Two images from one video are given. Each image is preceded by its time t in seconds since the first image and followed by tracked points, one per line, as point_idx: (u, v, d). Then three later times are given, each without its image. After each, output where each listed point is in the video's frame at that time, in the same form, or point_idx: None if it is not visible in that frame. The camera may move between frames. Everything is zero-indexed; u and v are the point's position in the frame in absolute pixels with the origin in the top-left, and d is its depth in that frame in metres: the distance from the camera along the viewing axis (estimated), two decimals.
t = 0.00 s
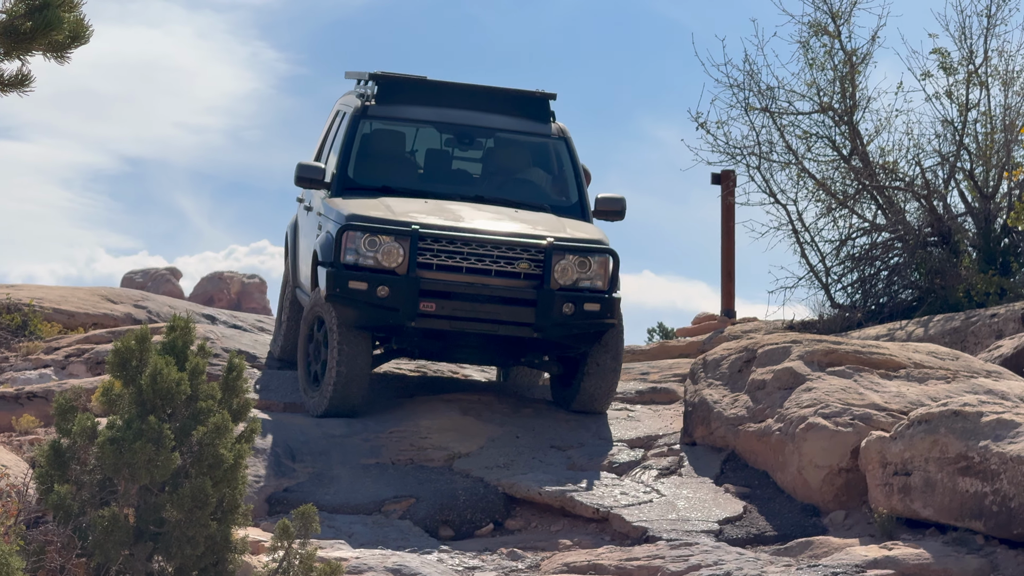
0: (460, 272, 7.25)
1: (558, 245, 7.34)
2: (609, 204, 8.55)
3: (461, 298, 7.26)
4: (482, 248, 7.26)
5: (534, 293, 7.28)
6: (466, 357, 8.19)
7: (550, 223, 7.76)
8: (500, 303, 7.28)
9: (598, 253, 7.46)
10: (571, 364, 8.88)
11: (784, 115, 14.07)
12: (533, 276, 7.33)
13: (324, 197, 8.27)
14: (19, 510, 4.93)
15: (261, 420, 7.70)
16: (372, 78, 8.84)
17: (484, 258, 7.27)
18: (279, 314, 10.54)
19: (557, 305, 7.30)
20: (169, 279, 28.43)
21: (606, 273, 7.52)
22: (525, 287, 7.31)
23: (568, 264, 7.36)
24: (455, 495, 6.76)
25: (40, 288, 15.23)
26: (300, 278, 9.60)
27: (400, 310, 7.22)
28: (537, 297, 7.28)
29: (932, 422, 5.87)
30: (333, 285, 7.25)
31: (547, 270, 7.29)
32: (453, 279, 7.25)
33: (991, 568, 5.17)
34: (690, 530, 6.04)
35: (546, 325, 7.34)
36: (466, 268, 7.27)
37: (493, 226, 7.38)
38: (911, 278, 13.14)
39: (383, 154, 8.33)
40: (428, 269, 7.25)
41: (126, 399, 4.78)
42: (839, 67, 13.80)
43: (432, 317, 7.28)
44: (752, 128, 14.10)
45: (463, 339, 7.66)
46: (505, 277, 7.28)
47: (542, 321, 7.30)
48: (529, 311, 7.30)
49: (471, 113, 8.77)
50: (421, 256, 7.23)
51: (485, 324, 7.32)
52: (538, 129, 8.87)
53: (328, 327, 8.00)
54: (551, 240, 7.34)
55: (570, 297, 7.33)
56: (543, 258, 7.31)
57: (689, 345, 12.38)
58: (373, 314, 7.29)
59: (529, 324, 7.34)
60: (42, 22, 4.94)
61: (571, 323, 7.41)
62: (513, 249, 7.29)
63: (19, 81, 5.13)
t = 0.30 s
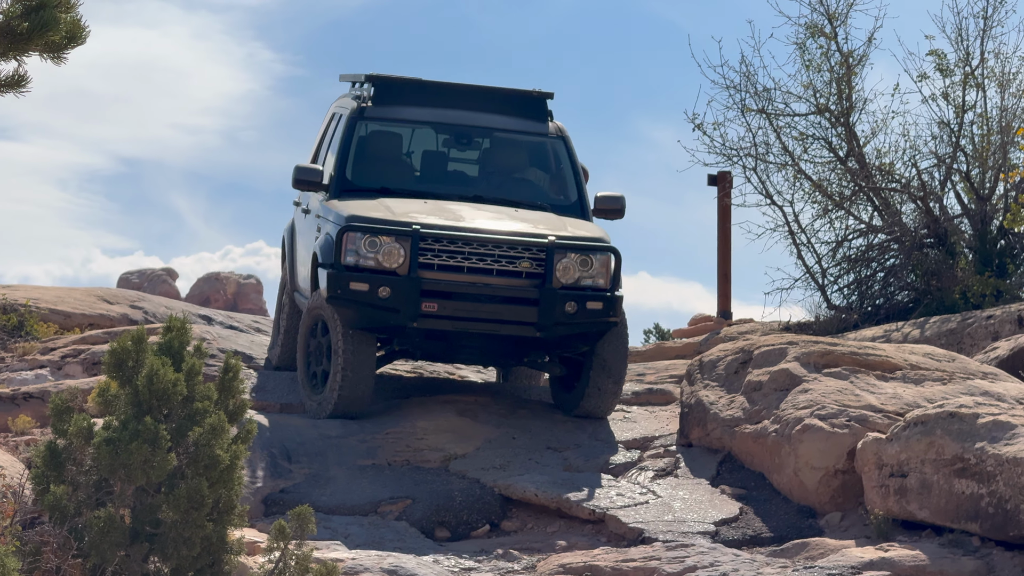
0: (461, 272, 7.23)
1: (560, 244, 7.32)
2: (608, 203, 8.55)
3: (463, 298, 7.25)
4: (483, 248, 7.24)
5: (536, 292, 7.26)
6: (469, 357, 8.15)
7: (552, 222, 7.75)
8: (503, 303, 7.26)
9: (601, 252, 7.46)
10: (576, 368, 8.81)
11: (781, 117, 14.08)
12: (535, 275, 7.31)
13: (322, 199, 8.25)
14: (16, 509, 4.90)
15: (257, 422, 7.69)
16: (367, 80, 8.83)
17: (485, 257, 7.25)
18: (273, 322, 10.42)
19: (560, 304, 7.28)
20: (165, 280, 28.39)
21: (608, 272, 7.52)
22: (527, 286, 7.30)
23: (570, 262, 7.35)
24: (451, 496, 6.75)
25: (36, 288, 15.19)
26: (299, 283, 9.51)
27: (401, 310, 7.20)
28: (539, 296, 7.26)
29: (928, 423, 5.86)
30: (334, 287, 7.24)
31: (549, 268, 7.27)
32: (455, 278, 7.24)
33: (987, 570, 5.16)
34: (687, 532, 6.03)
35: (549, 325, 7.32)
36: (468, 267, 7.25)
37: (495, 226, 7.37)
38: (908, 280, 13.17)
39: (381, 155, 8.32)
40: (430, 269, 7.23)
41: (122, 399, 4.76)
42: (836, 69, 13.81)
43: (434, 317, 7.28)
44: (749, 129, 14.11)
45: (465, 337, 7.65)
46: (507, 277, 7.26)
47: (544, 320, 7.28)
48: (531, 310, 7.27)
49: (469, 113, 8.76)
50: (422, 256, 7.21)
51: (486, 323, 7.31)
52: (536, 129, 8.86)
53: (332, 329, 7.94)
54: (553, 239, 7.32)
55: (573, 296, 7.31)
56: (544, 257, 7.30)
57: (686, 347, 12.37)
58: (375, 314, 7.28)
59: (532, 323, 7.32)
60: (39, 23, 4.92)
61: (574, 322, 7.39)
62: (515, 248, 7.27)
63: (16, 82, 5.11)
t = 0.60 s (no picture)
0: (473, 275, 7.19)
1: (573, 247, 7.31)
2: (616, 209, 8.49)
3: (475, 301, 7.19)
4: (495, 250, 7.21)
5: (549, 295, 7.23)
6: (480, 360, 8.08)
7: (563, 227, 7.72)
8: (516, 306, 7.21)
9: (612, 257, 7.43)
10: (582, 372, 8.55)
11: (778, 117, 14.09)
12: (547, 278, 7.30)
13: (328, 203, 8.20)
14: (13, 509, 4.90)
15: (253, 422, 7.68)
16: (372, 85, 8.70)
17: (497, 260, 7.22)
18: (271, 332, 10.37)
19: (573, 309, 7.26)
20: (161, 280, 28.35)
21: (619, 277, 7.49)
22: (538, 289, 7.27)
23: (582, 267, 7.32)
24: (447, 497, 6.74)
25: (33, 289, 15.17)
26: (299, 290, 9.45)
27: (413, 312, 7.14)
28: (551, 299, 7.23)
29: (925, 424, 5.87)
30: (344, 288, 7.18)
31: (561, 272, 7.26)
32: (466, 281, 7.19)
33: (983, 571, 5.16)
34: (683, 533, 6.03)
35: (561, 328, 7.28)
36: (480, 270, 7.21)
37: (506, 229, 7.33)
38: (905, 281, 13.14)
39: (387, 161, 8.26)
40: (441, 271, 7.18)
41: (118, 400, 4.75)
42: (832, 69, 13.82)
43: (446, 320, 7.20)
44: (746, 130, 14.12)
45: (478, 343, 7.56)
46: (518, 280, 7.23)
47: (557, 323, 7.25)
48: (543, 313, 7.24)
49: (476, 119, 8.69)
50: (434, 258, 7.17)
51: (500, 327, 7.24)
52: (543, 136, 8.80)
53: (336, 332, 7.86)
54: (566, 243, 7.30)
55: (585, 299, 7.29)
56: (557, 260, 7.28)
57: (683, 347, 12.37)
58: (386, 315, 7.22)
59: (543, 327, 7.28)
60: (35, 23, 4.91)
61: (586, 326, 7.36)
62: (527, 251, 7.25)
63: (12, 82, 5.09)
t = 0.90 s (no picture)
0: (483, 276, 7.05)
1: (583, 249, 7.17)
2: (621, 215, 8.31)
3: (485, 302, 7.06)
4: (505, 252, 7.05)
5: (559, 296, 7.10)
6: (487, 362, 7.95)
7: (570, 229, 7.58)
8: (526, 307, 7.09)
9: (621, 258, 7.31)
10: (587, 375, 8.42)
11: (774, 117, 14.11)
12: (556, 279, 7.17)
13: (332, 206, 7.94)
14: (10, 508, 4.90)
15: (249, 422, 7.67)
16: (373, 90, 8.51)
17: (507, 261, 7.07)
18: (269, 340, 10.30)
19: (582, 310, 7.15)
20: (158, 279, 28.31)
21: (629, 279, 7.35)
22: (548, 290, 7.14)
23: (591, 268, 7.20)
24: (444, 496, 6.74)
25: (29, 288, 15.14)
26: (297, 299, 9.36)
27: (422, 314, 6.99)
28: (561, 300, 7.11)
29: (921, 424, 5.88)
30: (353, 290, 7.03)
31: (571, 273, 7.12)
32: (476, 282, 7.05)
33: (979, 570, 5.17)
34: (679, 532, 6.03)
35: (570, 330, 7.18)
36: (489, 272, 7.07)
37: (514, 229, 7.16)
38: (901, 280, 13.16)
39: (393, 164, 8.03)
40: (451, 272, 7.03)
41: (115, 399, 4.73)
42: (829, 69, 13.83)
43: (455, 321, 7.06)
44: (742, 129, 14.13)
45: (485, 343, 7.41)
46: (528, 282, 7.09)
47: (566, 324, 7.14)
48: (553, 314, 7.13)
49: (480, 122, 8.49)
50: (444, 259, 7.01)
51: (510, 328, 7.11)
52: (548, 139, 8.61)
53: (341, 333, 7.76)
54: (576, 244, 7.16)
55: (596, 301, 7.17)
56: (567, 261, 7.14)
57: (679, 347, 12.38)
58: (396, 317, 7.07)
59: (553, 327, 7.16)
60: (32, 22, 4.90)
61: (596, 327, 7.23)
62: (536, 252, 7.10)
63: (9, 82, 5.08)
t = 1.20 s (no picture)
0: (487, 278, 7.01)
1: (586, 249, 7.14)
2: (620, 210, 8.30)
3: (489, 305, 7.01)
4: (508, 253, 7.02)
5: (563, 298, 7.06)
6: (490, 364, 7.86)
7: (573, 228, 7.55)
8: (531, 310, 7.05)
9: (625, 258, 7.29)
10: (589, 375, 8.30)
11: (771, 114, 14.10)
12: (560, 281, 7.14)
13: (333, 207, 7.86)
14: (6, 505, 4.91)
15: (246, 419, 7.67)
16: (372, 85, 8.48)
17: (510, 263, 7.04)
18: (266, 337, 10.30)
19: (587, 312, 7.11)
20: (155, 276, 28.28)
21: (632, 279, 7.35)
22: (551, 292, 7.10)
23: (594, 269, 7.19)
24: (441, 493, 6.74)
25: (27, 285, 15.13)
26: (294, 292, 9.34)
27: (426, 317, 6.94)
28: (566, 302, 7.07)
29: (918, 421, 5.89)
30: (355, 293, 7.01)
31: (575, 274, 7.09)
32: (480, 284, 7.01)
33: (976, 567, 5.17)
34: (676, 529, 6.04)
35: (575, 332, 7.13)
36: (493, 274, 7.03)
37: (517, 231, 7.12)
38: (898, 278, 13.18)
39: (392, 161, 8.00)
40: (454, 275, 6.99)
41: (112, 396, 4.73)
42: (826, 66, 13.83)
43: (460, 325, 7.00)
44: (739, 126, 14.12)
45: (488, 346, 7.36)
46: (532, 283, 7.06)
47: (571, 326, 7.09)
48: (557, 316, 7.09)
49: (479, 119, 8.45)
50: (448, 261, 6.97)
51: (514, 330, 7.07)
52: (546, 135, 8.58)
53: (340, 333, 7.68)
54: (580, 245, 7.12)
55: (600, 303, 7.14)
56: (571, 262, 7.11)
57: (676, 344, 12.38)
58: (399, 320, 7.03)
59: (558, 330, 7.13)
60: (28, 19, 4.88)
61: (600, 329, 7.21)
62: (540, 253, 7.08)
63: (5, 79, 5.06)
